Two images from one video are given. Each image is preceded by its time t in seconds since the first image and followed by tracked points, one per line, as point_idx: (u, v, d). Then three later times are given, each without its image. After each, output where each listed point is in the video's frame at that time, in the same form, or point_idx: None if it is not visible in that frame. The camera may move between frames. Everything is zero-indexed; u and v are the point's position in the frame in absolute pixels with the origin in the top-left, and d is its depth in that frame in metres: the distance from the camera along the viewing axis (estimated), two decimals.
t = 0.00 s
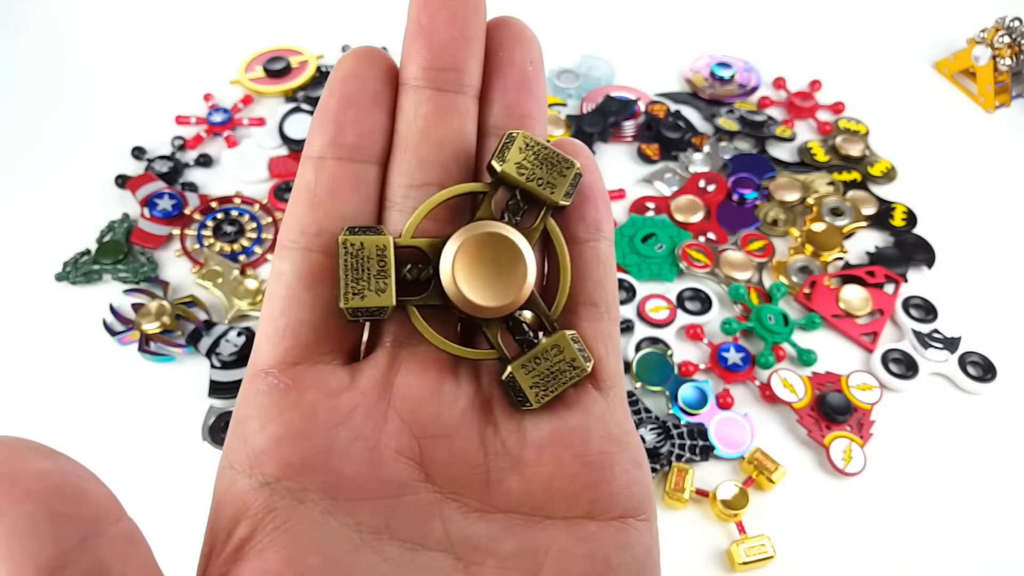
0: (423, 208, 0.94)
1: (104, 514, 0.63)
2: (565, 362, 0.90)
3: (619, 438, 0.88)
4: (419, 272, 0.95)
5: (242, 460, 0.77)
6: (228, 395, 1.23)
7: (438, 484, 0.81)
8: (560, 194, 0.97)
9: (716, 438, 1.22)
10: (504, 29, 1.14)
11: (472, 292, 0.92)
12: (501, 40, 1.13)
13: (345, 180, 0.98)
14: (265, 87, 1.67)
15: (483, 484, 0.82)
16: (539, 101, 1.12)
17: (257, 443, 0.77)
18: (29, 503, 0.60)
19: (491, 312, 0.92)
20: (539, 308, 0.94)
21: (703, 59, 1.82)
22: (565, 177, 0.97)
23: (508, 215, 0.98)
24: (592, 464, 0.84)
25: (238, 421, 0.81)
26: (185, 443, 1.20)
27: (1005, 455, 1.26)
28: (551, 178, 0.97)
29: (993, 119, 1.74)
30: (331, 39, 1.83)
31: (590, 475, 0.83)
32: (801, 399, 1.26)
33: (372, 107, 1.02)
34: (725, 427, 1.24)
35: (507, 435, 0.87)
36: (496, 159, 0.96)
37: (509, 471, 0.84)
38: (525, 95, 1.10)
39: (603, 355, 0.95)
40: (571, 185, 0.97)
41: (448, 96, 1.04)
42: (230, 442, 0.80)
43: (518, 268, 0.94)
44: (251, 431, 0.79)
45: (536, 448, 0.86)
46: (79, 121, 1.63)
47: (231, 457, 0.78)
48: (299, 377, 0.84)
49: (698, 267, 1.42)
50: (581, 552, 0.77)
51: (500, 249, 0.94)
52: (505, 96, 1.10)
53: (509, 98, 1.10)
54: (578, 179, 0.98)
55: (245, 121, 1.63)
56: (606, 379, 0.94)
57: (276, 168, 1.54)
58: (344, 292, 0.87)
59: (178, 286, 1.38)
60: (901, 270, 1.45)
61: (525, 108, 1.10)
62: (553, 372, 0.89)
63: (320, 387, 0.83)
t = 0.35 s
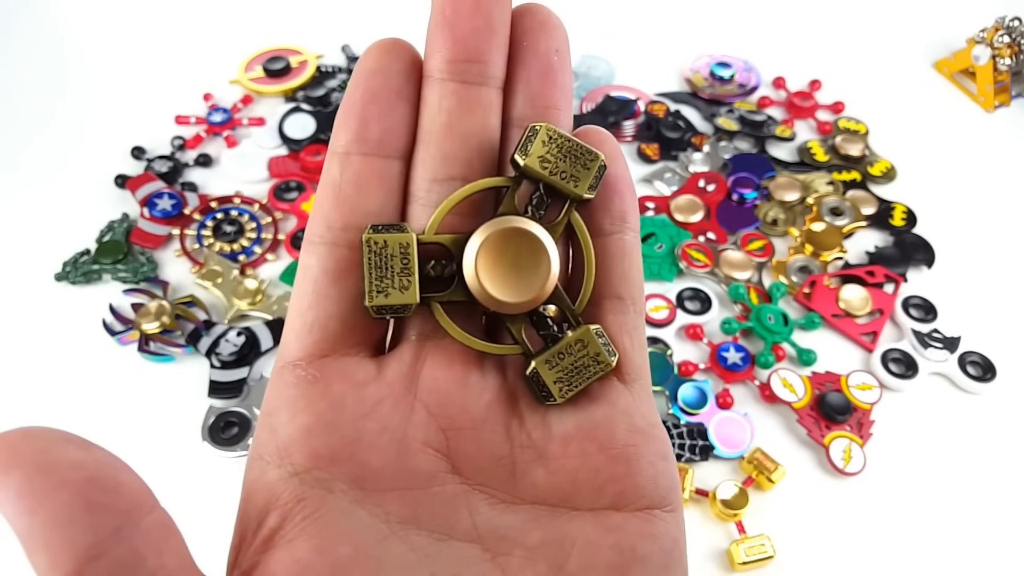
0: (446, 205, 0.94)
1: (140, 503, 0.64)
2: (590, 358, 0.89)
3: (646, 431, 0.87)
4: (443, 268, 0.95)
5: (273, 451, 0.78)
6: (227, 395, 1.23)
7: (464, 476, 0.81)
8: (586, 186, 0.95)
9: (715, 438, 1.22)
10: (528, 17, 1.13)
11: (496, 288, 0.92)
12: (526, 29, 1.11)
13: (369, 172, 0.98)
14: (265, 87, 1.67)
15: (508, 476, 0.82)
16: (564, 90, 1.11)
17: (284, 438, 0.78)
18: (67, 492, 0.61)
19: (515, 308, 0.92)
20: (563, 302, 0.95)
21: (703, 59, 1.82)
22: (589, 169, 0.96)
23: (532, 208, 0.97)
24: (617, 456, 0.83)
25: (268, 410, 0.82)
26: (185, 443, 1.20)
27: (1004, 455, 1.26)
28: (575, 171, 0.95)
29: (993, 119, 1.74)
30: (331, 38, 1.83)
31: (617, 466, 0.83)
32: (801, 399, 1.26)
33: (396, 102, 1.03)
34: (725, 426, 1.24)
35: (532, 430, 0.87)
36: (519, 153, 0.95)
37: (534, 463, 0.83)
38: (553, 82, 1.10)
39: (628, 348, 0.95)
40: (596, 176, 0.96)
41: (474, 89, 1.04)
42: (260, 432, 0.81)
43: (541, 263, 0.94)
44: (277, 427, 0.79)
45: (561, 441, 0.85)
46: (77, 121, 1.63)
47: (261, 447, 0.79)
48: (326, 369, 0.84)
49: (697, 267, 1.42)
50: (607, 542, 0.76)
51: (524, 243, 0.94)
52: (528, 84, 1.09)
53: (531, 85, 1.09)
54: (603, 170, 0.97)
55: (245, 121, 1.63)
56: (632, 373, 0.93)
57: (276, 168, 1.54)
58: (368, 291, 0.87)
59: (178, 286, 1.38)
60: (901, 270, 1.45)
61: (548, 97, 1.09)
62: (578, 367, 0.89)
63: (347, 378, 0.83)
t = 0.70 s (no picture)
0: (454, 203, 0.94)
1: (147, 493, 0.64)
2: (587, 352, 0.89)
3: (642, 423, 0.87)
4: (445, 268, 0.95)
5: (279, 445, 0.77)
6: (227, 395, 1.23)
7: (467, 469, 0.81)
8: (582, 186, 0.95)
9: (715, 438, 1.22)
10: (528, 20, 1.13)
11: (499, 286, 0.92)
12: (525, 32, 1.11)
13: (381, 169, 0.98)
14: (265, 87, 1.67)
15: (511, 468, 0.82)
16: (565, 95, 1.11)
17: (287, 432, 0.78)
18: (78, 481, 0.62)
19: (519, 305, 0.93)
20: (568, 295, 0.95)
21: (703, 59, 1.82)
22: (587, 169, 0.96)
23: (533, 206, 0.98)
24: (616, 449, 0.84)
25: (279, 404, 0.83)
26: (185, 443, 1.20)
27: (1004, 455, 1.26)
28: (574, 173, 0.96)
29: (993, 119, 1.74)
30: (331, 38, 1.82)
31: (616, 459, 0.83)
32: (801, 399, 1.26)
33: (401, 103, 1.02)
34: (725, 426, 1.24)
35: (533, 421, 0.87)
36: (521, 153, 0.96)
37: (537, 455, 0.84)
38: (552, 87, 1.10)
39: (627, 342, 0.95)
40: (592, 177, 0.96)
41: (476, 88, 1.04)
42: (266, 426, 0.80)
43: (545, 260, 0.94)
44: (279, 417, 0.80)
45: (562, 434, 0.85)
46: (77, 121, 1.62)
47: (268, 441, 0.78)
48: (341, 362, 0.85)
49: (697, 267, 1.42)
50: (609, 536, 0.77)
51: (527, 240, 0.94)
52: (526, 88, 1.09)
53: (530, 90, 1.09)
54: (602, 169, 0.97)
55: (245, 121, 1.63)
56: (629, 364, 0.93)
57: (276, 168, 1.54)
58: (374, 288, 0.87)
59: (178, 286, 1.38)
60: (901, 270, 1.45)
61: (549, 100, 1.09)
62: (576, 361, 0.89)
63: (353, 373, 0.83)
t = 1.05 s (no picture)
0: (428, 205, 0.94)
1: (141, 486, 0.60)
2: (563, 353, 0.90)
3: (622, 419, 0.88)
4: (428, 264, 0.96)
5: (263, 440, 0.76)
6: (227, 395, 1.23)
7: (450, 461, 0.81)
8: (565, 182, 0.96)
9: (715, 438, 1.22)
10: (510, 19, 1.12)
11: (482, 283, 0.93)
12: (507, 32, 1.11)
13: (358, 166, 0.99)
14: (266, 87, 1.67)
15: (492, 462, 0.82)
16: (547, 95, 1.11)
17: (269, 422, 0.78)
18: (77, 472, 0.58)
19: (499, 305, 0.93)
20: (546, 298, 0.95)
21: (703, 59, 1.82)
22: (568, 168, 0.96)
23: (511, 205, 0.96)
24: (596, 442, 0.84)
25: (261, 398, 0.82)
26: (185, 443, 1.20)
27: (1004, 455, 1.26)
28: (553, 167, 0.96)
29: (993, 119, 1.74)
30: (331, 38, 1.83)
31: (596, 451, 0.83)
32: (801, 399, 1.26)
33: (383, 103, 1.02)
34: (725, 426, 1.24)
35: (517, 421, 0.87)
36: (499, 153, 0.96)
37: (519, 450, 0.84)
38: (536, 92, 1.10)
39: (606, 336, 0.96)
40: (571, 175, 0.96)
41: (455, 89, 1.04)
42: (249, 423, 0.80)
43: (519, 261, 0.94)
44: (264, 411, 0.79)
45: (542, 428, 0.86)
46: (77, 122, 1.62)
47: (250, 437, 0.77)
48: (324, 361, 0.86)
49: (697, 267, 1.42)
50: (592, 524, 0.75)
51: (505, 239, 0.94)
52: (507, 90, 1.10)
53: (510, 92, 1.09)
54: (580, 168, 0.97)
55: (245, 121, 1.63)
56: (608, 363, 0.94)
57: (276, 168, 1.54)
58: (354, 288, 0.88)
59: (178, 286, 1.38)
60: (901, 271, 1.45)
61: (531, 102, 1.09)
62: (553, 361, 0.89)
63: (336, 368, 0.84)
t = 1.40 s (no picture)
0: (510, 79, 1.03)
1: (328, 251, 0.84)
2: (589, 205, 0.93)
3: (651, 384, 0.82)
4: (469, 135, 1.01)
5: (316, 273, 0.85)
6: (227, 395, 1.23)
7: (477, 359, 0.79)
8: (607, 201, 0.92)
9: (715, 438, 1.22)
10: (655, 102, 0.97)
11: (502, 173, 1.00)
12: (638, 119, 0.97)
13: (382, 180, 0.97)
14: (265, 87, 1.66)
15: (512, 375, 0.79)
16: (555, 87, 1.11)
17: (307, 290, 0.78)
18: (293, 223, 0.82)
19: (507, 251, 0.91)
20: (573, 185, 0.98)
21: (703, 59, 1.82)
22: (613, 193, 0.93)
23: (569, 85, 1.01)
24: (610, 406, 0.78)
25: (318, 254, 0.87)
26: (185, 443, 1.20)
27: (1004, 455, 1.25)
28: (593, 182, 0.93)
29: (993, 118, 1.74)
30: (330, 38, 1.82)
31: (602, 414, 0.78)
32: (801, 399, 1.25)
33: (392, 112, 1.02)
34: (725, 426, 1.23)
35: (565, 317, 0.85)
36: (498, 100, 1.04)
37: (548, 360, 0.81)
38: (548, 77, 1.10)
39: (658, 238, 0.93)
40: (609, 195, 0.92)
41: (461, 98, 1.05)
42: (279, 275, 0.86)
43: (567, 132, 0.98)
44: (306, 271, 0.79)
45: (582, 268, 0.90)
46: (77, 121, 1.62)
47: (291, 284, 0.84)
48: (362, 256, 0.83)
49: (697, 267, 1.42)
50: (551, 491, 0.76)
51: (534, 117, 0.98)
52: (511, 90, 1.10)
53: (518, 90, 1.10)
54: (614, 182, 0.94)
55: (245, 121, 1.63)
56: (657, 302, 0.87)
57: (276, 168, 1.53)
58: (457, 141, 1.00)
59: (178, 286, 1.38)
60: (901, 270, 1.44)
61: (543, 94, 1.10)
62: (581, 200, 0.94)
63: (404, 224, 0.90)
